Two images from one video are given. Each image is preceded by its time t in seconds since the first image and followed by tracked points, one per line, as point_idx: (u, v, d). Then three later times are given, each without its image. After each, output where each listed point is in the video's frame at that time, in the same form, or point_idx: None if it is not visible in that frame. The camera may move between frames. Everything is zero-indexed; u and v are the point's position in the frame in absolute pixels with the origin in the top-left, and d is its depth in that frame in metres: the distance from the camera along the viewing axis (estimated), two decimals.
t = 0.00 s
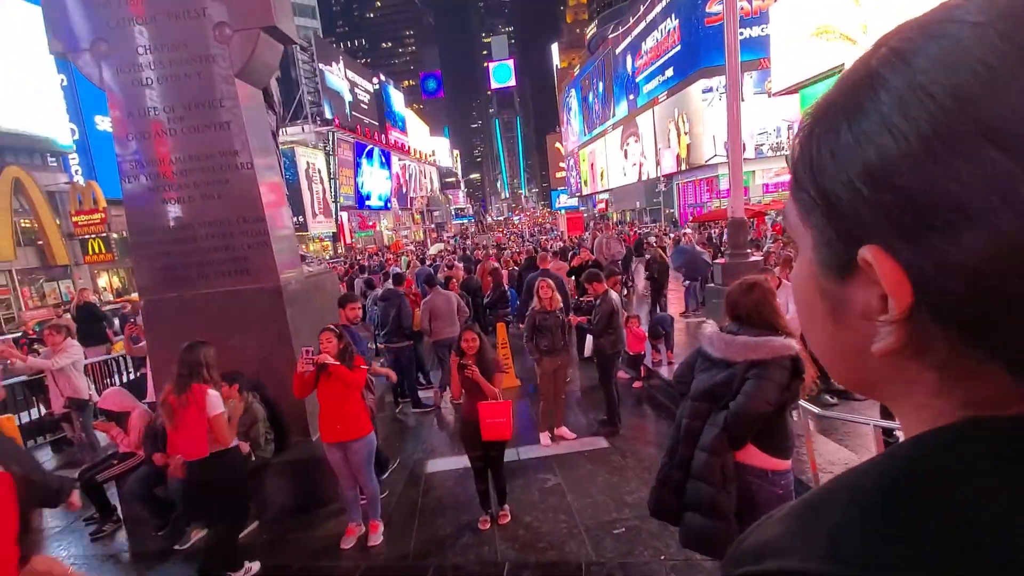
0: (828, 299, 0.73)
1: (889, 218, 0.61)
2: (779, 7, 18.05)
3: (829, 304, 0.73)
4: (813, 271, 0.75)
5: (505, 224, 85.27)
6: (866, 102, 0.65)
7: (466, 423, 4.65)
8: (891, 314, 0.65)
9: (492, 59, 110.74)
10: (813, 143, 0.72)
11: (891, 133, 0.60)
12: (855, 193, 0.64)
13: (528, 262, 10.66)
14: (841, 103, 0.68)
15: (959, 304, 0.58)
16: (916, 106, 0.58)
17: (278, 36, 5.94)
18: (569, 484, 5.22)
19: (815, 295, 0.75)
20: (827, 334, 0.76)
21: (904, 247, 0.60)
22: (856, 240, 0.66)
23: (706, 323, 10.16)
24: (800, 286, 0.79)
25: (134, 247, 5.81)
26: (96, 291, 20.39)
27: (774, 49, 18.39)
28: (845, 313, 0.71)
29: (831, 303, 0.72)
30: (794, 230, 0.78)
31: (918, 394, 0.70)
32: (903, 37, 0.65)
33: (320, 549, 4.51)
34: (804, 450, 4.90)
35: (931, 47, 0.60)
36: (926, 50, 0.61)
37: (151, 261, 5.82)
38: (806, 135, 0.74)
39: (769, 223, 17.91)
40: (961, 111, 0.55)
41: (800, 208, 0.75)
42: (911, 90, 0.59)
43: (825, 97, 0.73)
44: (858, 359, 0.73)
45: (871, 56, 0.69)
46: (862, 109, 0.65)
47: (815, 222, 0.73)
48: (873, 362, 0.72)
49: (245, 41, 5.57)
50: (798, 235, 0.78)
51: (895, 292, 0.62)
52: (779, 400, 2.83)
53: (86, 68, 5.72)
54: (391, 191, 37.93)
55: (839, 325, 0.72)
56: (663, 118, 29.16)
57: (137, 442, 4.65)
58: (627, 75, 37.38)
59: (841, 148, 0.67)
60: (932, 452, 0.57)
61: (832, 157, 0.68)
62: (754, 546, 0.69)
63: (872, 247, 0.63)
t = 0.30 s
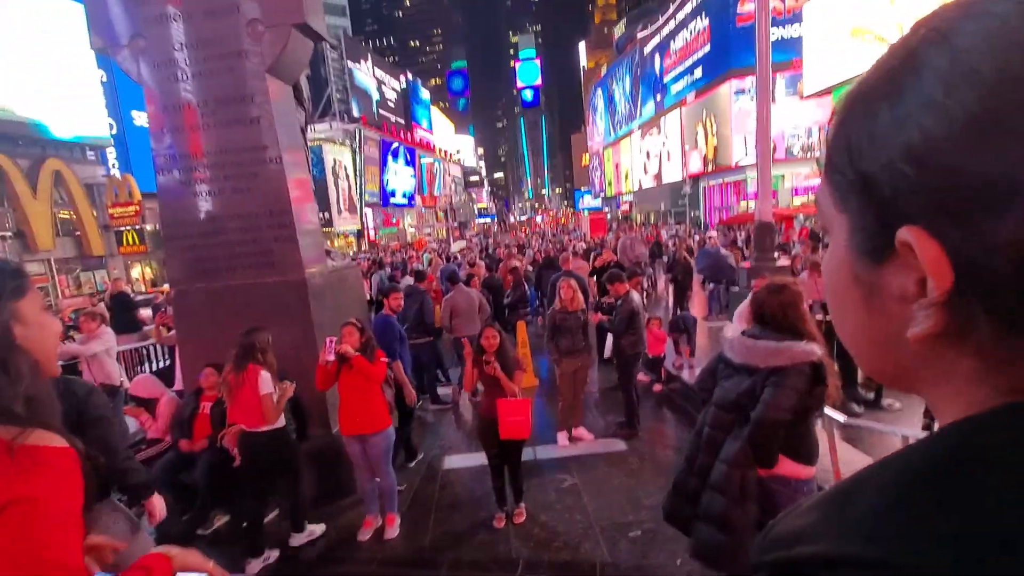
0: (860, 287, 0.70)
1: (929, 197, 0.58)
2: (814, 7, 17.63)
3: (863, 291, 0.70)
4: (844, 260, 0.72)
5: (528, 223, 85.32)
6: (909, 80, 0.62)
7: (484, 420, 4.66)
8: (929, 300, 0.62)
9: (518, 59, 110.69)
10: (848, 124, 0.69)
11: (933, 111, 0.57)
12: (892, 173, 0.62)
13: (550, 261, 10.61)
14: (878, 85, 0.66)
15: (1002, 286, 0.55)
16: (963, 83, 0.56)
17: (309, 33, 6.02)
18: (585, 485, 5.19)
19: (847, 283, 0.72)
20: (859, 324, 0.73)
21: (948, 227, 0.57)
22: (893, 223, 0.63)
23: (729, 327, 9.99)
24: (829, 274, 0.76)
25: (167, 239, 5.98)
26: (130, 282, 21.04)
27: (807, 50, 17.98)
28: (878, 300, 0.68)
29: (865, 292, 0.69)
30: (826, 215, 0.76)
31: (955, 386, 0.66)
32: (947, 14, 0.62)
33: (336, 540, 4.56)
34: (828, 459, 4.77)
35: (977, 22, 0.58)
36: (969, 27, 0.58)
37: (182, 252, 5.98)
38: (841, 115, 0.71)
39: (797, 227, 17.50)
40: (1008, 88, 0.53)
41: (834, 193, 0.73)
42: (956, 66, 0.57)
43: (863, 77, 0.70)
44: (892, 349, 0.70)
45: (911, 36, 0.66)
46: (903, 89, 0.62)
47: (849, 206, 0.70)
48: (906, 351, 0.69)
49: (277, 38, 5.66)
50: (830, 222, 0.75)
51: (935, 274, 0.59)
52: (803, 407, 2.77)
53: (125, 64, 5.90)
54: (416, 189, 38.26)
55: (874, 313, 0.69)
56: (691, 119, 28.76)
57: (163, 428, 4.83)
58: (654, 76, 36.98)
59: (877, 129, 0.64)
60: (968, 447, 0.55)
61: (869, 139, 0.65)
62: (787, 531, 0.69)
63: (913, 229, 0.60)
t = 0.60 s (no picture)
0: (861, 293, 0.71)
1: (931, 204, 0.58)
2: (845, 13, 17.31)
3: (865, 297, 0.70)
4: (846, 267, 0.73)
5: (547, 224, 85.42)
6: (912, 90, 0.63)
7: (496, 418, 4.69)
8: (929, 307, 0.62)
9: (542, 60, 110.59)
10: (852, 129, 0.70)
11: (935, 120, 0.58)
12: (893, 179, 0.63)
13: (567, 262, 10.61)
14: (882, 94, 0.67)
15: (1000, 292, 0.55)
16: (967, 90, 0.56)
17: (336, 31, 6.12)
18: (594, 488, 5.18)
19: (849, 289, 0.73)
20: (860, 330, 0.73)
21: (949, 235, 0.57)
22: (897, 229, 0.64)
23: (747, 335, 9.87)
24: (831, 280, 0.77)
25: (193, 229, 6.11)
26: (156, 270, 21.58)
27: (837, 57, 17.65)
28: (880, 306, 0.69)
29: (865, 298, 0.70)
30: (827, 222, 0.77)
31: (953, 393, 0.67)
32: (952, 24, 0.62)
33: (344, 531, 4.61)
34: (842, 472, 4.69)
35: (980, 33, 0.58)
36: (974, 38, 0.59)
37: (206, 243, 6.11)
38: (847, 122, 0.72)
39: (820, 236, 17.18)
40: (1013, 94, 0.53)
41: (838, 198, 0.73)
42: (959, 75, 0.57)
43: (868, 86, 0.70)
44: (892, 355, 0.70)
45: (915, 48, 0.67)
46: (906, 98, 0.63)
47: (852, 213, 0.71)
48: (903, 357, 0.69)
49: (305, 35, 5.76)
50: (832, 228, 0.76)
51: (934, 283, 0.59)
52: (814, 416, 2.74)
53: (158, 57, 6.04)
54: (437, 188, 38.53)
55: (873, 319, 0.70)
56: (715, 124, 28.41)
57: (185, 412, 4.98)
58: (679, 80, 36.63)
59: (879, 137, 0.65)
60: (961, 456, 0.55)
61: (875, 145, 0.65)
62: (783, 532, 0.69)
63: (915, 235, 0.61)
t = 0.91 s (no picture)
0: (872, 300, 0.70)
1: (948, 206, 0.58)
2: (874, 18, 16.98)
3: (879, 305, 0.69)
4: (859, 274, 0.72)
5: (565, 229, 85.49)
6: (929, 95, 0.62)
7: (510, 420, 4.69)
8: (945, 316, 0.61)
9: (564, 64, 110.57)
10: (867, 132, 0.70)
11: (946, 128, 0.58)
12: (906, 184, 0.63)
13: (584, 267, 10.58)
14: (898, 98, 0.66)
15: (1009, 293, 0.55)
16: (982, 97, 0.56)
17: (361, 36, 6.23)
18: (607, 494, 5.15)
19: (861, 295, 0.72)
20: (872, 338, 0.72)
21: (964, 241, 0.57)
22: (912, 236, 0.63)
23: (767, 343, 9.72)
24: (844, 285, 0.76)
25: (218, 228, 6.25)
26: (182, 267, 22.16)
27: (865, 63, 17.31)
28: (891, 313, 0.68)
29: (878, 305, 0.69)
30: (841, 229, 0.76)
31: (965, 401, 0.66)
32: (970, 30, 0.61)
33: (358, 528, 4.66)
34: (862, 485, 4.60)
35: (999, 38, 0.58)
36: (989, 42, 0.59)
37: (231, 242, 6.24)
38: (862, 129, 0.72)
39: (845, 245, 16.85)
40: None
41: (850, 205, 0.73)
42: (974, 80, 0.57)
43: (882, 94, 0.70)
44: (900, 360, 0.70)
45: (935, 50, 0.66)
46: (924, 103, 0.62)
47: (865, 220, 0.71)
48: (915, 365, 0.68)
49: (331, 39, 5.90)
50: (846, 235, 0.76)
51: (947, 289, 0.58)
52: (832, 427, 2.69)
53: (189, 60, 6.20)
54: (457, 191, 38.80)
55: (886, 325, 0.69)
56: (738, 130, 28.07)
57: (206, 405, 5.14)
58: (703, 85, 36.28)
59: (899, 143, 0.64)
60: (966, 462, 0.55)
61: (889, 150, 0.65)
62: (791, 540, 0.69)
63: (927, 241, 0.60)
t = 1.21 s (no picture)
0: (900, 313, 0.68)
1: (970, 215, 0.55)
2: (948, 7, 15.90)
3: (907, 320, 0.67)
4: (884, 289, 0.70)
5: (611, 231, 85.23)
6: (944, 112, 0.61)
7: (551, 424, 4.68)
8: (977, 329, 0.58)
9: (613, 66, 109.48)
10: (887, 145, 0.69)
11: (964, 141, 0.57)
12: (927, 197, 0.61)
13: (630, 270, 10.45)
14: (914, 117, 0.65)
15: None
16: (1008, 107, 0.53)
17: (412, 44, 6.39)
18: (649, 502, 5.06)
19: (889, 309, 0.70)
20: (900, 354, 0.70)
21: (985, 252, 0.54)
22: (934, 250, 0.61)
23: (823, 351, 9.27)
24: (874, 304, 0.74)
25: (277, 230, 6.56)
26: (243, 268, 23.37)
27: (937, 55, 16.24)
28: (920, 331, 0.66)
29: (906, 321, 0.67)
30: (867, 245, 0.74)
31: (997, 423, 0.63)
32: (986, 49, 0.60)
33: (401, 524, 4.77)
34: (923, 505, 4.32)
35: (1015, 54, 0.57)
36: (1009, 57, 0.57)
37: (288, 244, 6.54)
38: (883, 146, 0.71)
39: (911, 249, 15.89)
40: None
41: (874, 220, 0.71)
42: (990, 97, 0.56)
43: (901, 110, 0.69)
44: (930, 378, 0.67)
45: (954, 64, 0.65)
46: (943, 118, 0.61)
47: (888, 234, 0.69)
48: (946, 381, 0.65)
49: (384, 47, 6.09)
50: (873, 250, 0.74)
51: (974, 305, 0.56)
52: (892, 446, 2.53)
53: (251, 71, 6.52)
54: (503, 193, 39.25)
55: (915, 343, 0.66)
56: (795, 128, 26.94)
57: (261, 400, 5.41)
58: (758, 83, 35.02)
59: (918, 158, 0.62)
60: (995, 481, 0.52)
61: (910, 166, 0.63)
62: (814, 557, 0.67)
63: (954, 258, 0.57)
